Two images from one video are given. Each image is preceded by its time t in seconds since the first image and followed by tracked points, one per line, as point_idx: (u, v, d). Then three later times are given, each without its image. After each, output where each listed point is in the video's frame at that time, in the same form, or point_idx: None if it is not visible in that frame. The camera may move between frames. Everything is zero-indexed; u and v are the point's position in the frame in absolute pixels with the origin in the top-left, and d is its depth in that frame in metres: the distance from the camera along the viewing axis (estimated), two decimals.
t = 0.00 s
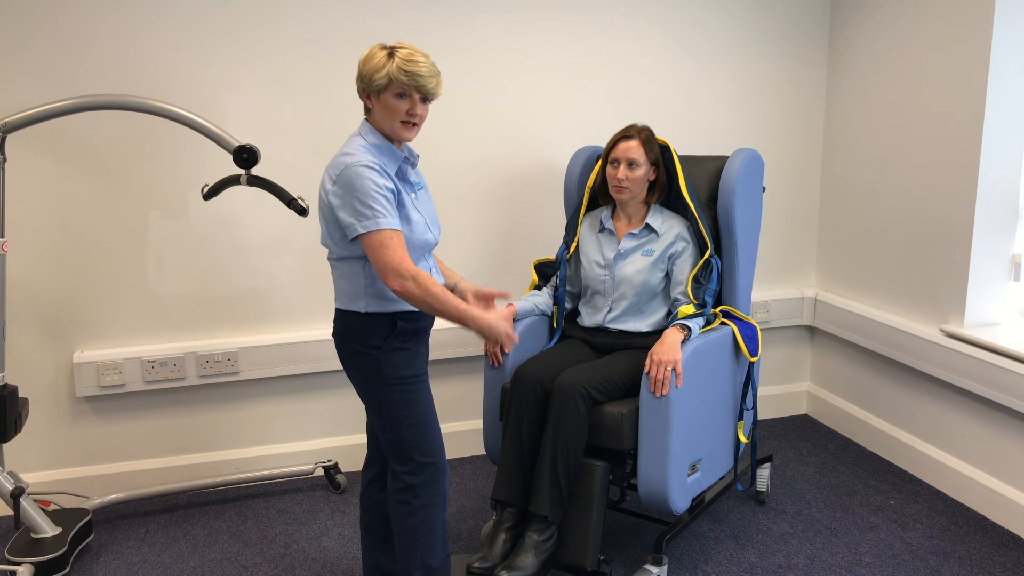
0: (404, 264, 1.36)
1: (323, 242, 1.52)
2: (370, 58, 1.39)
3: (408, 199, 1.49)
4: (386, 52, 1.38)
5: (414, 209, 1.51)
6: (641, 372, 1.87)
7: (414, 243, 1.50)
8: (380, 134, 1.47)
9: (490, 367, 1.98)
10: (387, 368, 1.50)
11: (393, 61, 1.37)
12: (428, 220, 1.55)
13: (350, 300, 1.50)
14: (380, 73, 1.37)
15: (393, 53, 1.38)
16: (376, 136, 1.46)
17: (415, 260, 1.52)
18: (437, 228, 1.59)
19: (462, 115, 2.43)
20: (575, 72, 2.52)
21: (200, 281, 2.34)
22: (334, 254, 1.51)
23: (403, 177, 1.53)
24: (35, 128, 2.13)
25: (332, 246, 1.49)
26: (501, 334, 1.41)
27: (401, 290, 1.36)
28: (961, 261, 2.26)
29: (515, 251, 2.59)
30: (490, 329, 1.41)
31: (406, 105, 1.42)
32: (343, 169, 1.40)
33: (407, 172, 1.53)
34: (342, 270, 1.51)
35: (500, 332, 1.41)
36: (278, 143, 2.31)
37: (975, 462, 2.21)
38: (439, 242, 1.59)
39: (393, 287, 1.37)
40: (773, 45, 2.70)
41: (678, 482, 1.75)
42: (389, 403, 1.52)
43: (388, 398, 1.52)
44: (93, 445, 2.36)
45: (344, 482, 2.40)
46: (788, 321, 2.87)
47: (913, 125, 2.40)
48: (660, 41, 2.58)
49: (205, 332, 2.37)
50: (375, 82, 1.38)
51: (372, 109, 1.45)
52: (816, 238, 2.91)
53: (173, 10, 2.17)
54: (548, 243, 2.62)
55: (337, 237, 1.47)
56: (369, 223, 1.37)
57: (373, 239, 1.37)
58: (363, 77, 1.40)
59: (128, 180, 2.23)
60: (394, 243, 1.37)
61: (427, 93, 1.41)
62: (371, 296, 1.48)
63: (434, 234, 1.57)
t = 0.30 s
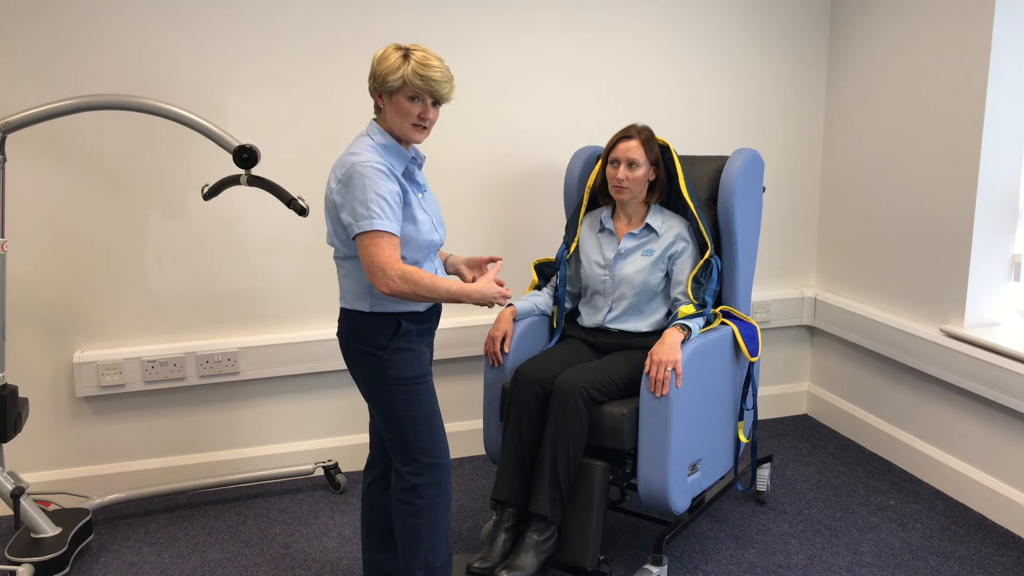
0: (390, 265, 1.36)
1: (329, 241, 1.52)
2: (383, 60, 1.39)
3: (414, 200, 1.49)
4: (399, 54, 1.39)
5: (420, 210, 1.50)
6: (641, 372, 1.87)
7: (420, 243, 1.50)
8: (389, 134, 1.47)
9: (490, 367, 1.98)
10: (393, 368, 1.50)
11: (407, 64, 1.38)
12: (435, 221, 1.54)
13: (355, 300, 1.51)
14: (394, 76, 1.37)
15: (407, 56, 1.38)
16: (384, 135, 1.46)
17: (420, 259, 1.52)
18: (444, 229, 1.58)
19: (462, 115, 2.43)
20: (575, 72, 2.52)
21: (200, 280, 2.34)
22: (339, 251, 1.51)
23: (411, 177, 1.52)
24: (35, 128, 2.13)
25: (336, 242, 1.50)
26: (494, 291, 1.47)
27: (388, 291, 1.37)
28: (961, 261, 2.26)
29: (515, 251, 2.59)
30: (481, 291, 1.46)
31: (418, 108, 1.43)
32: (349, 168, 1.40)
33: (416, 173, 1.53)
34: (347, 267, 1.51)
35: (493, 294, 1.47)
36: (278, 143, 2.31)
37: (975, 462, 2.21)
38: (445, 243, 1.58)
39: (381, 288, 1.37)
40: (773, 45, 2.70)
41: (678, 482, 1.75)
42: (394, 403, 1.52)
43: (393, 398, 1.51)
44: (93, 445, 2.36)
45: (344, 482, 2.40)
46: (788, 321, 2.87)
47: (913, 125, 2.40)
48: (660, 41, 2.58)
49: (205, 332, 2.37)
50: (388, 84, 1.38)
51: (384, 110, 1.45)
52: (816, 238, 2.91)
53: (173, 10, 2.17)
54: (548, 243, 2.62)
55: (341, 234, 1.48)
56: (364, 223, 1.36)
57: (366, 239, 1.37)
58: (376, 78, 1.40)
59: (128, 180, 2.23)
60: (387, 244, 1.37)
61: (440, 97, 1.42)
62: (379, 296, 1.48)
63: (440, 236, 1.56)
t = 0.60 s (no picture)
0: (387, 272, 1.36)
1: (328, 242, 1.52)
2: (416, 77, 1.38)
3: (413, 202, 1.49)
4: (433, 69, 1.39)
5: (419, 211, 1.50)
6: (641, 372, 1.87)
7: (420, 243, 1.50)
8: (390, 137, 1.47)
9: (490, 367, 1.98)
10: (393, 368, 1.50)
11: (444, 82, 1.40)
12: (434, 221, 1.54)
13: (356, 300, 1.50)
14: (436, 95, 1.39)
15: (441, 73, 1.40)
16: (384, 138, 1.46)
17: (420, 260, 1.52)
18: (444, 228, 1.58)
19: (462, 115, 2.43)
20: (574, 72, 2.52)
21: (200, 280, 2.34)
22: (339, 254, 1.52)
23: (410, 178, 1.52)
24: (35, 128, 2.13)
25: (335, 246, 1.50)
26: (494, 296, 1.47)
27: (384, 297, 1.37)
28: (961, 261, 2.26)
29: (515, 251, 2.59)
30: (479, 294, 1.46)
31: (445, 122, 1.48)
32: (347, 173, 1.40)
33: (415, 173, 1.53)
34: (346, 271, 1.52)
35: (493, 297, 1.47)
36: (278, 143, 2.31)
37: (975, 462, 2.21)
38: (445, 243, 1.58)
39: (378, 296, 1.37)
40: (773, 45, 2.70)
41: (678, 482, 1.75)
42: (395, 403, 1.52)
43: (394, 398, 1.51)
44: (93, 445, 2.36)
45: (344, 482, 2.40)
46: (788, 321, 2.87)
47: (913, 126, 2.40)
48: (660, 40, 2.58)
49: (205, 332, 2.37)
50: (429, 104, 1.40)
51: (405, 122, 1.45)
52: (816, 238, 2.91)
53: (173, 10, 2.17)
54: (547, 243, 2.62)
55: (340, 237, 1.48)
56: (363, 229, 1.36)
57: (365, 245, 1.37)
58: (411, 95, 1.39)
59: (128, 180, 2.23)
60: (385, 250, 1.37)
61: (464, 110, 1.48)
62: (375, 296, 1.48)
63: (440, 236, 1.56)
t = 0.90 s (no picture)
0: (395, 277, 1.38)
1: (331, 241, 1.52)
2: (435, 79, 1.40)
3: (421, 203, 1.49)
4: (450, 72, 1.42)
5: (425, 212, 1.51)
6: (641, 372, 1.87)
7: (426, 246, 1.50)
8: (398, 139, 1.47)
9: (490, 366, 1.98)
10: (394, 368, 1.50)
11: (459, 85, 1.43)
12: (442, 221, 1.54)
13: (358, 300, 1.50)
14: (456, 97, 1.42)
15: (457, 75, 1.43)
16: (392, 140, 1.46)
17: (425, 262, 1.52)
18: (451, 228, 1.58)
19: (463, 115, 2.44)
20: (574, 72, 2.52)
21: (200, 280, 2.34)
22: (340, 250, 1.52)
23: (415, 181, 1.53)
24: (35, 128, 2.13)
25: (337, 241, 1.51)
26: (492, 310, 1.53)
27: (390, 301, 1.39)
28: (961, 261, 2.26)
29: (515, 251, 2.59)
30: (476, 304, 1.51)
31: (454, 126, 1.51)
32: (357, 173, 1.40)
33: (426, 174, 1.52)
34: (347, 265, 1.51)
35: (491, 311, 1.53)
36: (278, 143, 2.31)
37: (975, 462, 2.21)
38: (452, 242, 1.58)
39: (381, 299, 1.39)
40: (773, 45, 2.70)
41: (678, 482, 1.75)
42: (396, 403, 1.52)
43: (395, 397, 1.51)
44: (93, 445, 2.36)
45: (344, 482, 2.40)
46: (788, 321, 2.87)
47: (913, 126, 2.40)
48: (660, 40, 2.58)
49: (205, 332, 2.37)
50: (450, 105, 1.42)
51: (420, 124, 1.46)
52: (816, 238, 2.91)
53: (173, 10, 2.17)
54: (547, 243, 2.62)
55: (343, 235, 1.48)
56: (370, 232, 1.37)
57: (373, 248, 1.37)
58: (432, 96, 1.40)
59: (129, 180, 2.23)
60: (393, 255, 1.38)
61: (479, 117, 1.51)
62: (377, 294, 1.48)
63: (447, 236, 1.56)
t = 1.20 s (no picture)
0: (412, 278, 1.40)
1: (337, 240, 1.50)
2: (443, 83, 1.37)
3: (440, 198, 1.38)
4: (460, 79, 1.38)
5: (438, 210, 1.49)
6: (640, 372, 1.87)
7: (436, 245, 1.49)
8: (407, 139, 1.41)
9: (490, 366, 1.97)
10: (407, 366, 1.49)
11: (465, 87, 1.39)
12: (466, 214, 1.36)
13: (370, 301, 1.48)
14: (467, 96, 1.37)
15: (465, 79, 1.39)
16: (402, 140, 1.41)
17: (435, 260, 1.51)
18: (489, 224, 1.37)
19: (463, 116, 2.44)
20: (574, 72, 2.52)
21: (200, 280, 2.34)
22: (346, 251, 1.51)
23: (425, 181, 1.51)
24: (35, 128, 2.14)
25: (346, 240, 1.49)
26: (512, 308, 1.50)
27: (410, 300, 1.43)
28: (961, 261, 2.26)
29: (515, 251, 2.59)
30: (498, 305, 1.48)
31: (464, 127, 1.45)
32: (370, 171, 1.39)
33: (453, 166, 1.37)
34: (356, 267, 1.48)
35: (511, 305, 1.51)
36: (279, 144, 2.31)
37: (975, 462, 2.21)
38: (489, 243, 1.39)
39: (400, 300, 1.45)
40: (773, 45, 2.70)
41: (678, 482, 1.75)
42: (409, 402, 1.51)
43: (409, 395, 1.51)
44: (93, 445, 2.36)
45: (344, 482, 2.40)
46: (788, 321, 2.87)
47: (913, 126, 2.40)
48: (660, 41, 2.57)
49: (205, 332, 2.37)
50: (460, 102, 1.36)
51: (428, 122, 1.38)
52: (816, 239, 2.91)
53: (174, 10, 2.17)
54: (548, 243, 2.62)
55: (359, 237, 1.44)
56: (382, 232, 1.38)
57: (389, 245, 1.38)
58: (442, 94, 1.36)
59: (129, 180, 2.23)
60: (409, 252, 1.38)
61: (518, 144, 1.44)
62: (387, 294, 1.45)
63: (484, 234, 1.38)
